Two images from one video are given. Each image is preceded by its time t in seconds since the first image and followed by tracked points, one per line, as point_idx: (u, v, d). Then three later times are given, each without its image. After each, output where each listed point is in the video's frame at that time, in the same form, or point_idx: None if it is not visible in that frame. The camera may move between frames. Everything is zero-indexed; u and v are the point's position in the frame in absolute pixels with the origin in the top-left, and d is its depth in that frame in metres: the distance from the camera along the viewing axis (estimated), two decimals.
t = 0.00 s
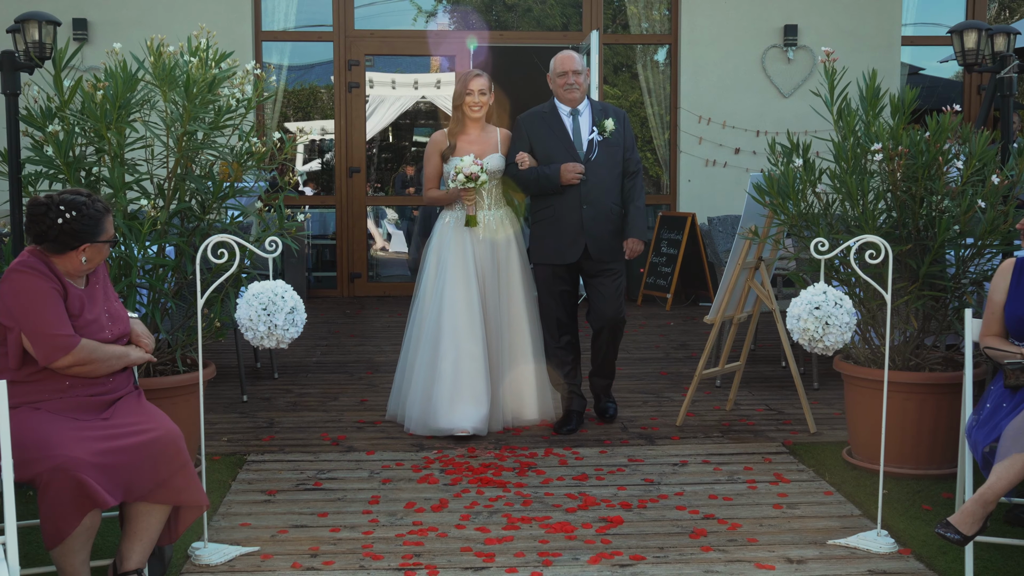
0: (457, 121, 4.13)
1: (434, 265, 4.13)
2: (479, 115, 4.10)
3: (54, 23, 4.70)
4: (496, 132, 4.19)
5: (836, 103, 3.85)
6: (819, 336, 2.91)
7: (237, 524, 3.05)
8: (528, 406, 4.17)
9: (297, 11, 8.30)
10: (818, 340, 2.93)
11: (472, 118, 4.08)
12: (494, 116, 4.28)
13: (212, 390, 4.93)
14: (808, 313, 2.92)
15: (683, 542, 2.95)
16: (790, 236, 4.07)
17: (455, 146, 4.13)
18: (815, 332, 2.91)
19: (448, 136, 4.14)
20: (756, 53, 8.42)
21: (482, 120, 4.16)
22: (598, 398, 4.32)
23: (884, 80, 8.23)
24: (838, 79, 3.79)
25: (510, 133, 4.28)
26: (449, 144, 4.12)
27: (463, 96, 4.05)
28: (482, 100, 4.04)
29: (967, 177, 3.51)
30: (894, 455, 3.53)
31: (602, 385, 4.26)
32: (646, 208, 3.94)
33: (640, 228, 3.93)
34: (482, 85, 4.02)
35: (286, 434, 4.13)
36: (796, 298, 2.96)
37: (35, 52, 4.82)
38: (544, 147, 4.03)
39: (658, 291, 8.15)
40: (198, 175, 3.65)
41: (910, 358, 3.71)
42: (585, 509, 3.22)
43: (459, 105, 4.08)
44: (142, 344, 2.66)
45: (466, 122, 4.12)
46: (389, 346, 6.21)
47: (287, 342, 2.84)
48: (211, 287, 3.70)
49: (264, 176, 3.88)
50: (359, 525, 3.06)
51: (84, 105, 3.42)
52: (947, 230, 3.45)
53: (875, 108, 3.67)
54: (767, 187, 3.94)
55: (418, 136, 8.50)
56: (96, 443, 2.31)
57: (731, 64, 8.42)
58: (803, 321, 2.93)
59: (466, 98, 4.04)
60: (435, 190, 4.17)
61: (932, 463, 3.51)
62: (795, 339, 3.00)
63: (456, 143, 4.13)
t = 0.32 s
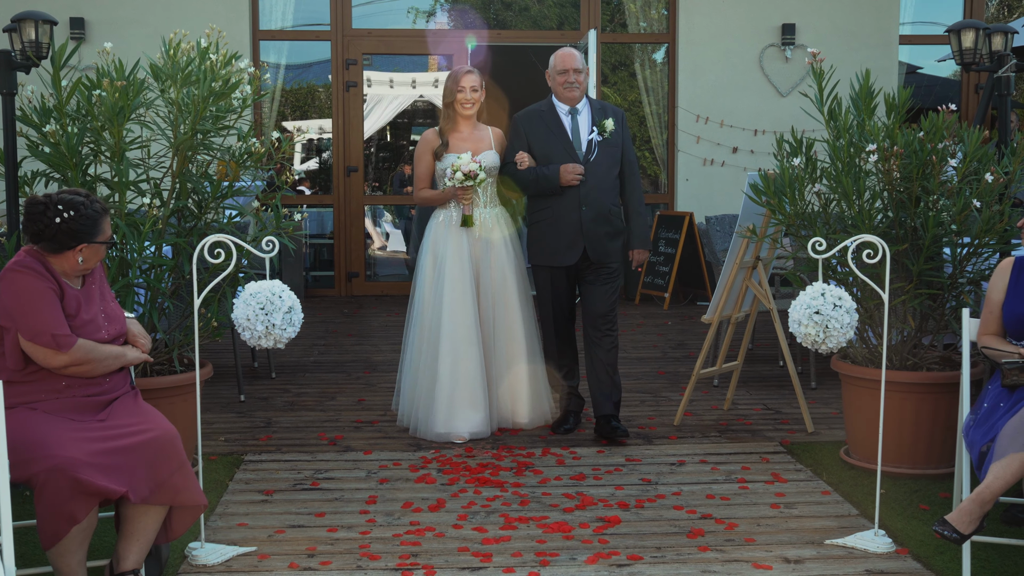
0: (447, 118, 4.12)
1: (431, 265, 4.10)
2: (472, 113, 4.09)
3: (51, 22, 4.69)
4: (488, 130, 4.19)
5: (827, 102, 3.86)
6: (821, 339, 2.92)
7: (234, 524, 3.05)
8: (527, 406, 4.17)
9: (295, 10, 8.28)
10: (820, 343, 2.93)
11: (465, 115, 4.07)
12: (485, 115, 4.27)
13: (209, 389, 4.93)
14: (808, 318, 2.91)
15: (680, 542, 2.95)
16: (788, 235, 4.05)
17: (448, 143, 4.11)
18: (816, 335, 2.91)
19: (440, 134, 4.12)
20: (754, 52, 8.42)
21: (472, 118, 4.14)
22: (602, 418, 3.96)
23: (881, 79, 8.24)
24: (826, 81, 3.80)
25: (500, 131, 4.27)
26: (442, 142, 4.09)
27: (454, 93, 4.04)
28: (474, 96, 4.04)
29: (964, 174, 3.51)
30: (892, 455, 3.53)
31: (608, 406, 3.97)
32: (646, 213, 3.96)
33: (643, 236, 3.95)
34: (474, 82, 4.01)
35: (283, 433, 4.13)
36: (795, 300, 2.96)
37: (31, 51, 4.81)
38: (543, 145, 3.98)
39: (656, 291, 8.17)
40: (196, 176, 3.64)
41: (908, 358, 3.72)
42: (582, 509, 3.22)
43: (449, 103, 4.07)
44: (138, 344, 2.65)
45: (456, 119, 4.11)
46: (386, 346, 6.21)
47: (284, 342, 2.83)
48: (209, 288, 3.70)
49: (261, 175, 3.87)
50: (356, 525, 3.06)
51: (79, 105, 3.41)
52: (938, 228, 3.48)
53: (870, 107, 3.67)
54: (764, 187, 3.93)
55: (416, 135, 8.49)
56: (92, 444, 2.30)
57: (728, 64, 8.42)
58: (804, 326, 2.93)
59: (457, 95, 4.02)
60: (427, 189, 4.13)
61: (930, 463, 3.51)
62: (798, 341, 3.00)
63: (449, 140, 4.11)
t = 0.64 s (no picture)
0: (445, 117, 4.06)
1: (425, 265, 4.02)
2: (469, 110, 4.03)
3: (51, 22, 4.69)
4: (486, 128, 4.13)
5: (822, 102, 3.85)
6: (811, 336, 2.92)
7: (234, 522, 3.05)
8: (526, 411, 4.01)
9: (294, 9, 8.27)
10: (809, 340, 2.94)
11: (462, 113, 4.01)
12: (484, 112, 4.21)
13: (209, 388, 4.94)
14: (801, 312, 2.93)
15: (681, 540, 2.96)
16: (787, 234, 4.07)
17: (444, 142, 4.06)
18: (807, 331, 2.92)
19: (436, 132, 4.07)
20: (753, 51, 8.43)
21: (470, 116, 4.09)
22: (598, 426, 3.88)
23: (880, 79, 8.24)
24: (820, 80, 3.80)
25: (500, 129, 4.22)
26: (438, 140, 4.04)
27: (451, 91, 3.98)
28: (472, 94, 3.97)
29: (963, 173, 3.54)
30: (891, 453, 3.54)
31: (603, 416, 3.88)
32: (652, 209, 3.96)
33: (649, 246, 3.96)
34: (471, 79, 3.95)
35: (284, 432, 4.13)
36: (791, 296, 2.97)
37: (32, 51, 4.82)
38: (551, 145, 3.91)
39: (655, 289, 8.28)
40: (196, 174, 3.64)
41: (907, 356, 3.72)
42: (582, 508, 3.22)
43: (446, 100, 4.02)
44: (139, 343, 2.66)
45: (454, 118, 4.06)
46: (386, 345, 6.21)
47: (287, 341, 2.85)
48: (210, 287, 3.70)
49: (261, 174, 3.87)
50: (357, 523, 3.07)
51: (78, 103, 3.41)
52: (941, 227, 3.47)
53: (867, 106, 3.67)
54: (763, 186, 3.96)
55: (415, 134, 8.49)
56: (94, 442, 2.30)
57: (727, 63, 8.43)
58: (796, 321, 2.94)
59: (455, 92, 3.96)
60: (421, 187, 4.06)
61: (928, 461, 3.52)
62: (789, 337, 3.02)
63: (445, 139, 4.06)
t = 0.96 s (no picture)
0: (443, 117, 3.96)
1: (422, 264, 3.97)
2: (468, 110, 3.93)
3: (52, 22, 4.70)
4: (486, 127, 4.01)
5: (822, 102, 3.86)
6: (816, 335, 2.94)
7: (234, 521, 3.06)
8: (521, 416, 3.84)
9: (293, 8, 8.28)
10: (815, 339, 2.95)
11: (461, 113, 3.91)
12: (484, 110, 4.10)
13: (209, 387, 4.94)
14: (805, 313, 2.93)
15: (679, 538, 2.97)
16: (785, 233, 4.08)
17: (442, 141, 3.96)
18: (812, 331, 2.93)
19: (435, 131, 3.97)
20: (751, 50, 8.44)
21: (470, 115, 3.98)
22: (597, 428, 3.88)
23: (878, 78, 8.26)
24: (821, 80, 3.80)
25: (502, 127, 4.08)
26: (435, 139, 3.94)
27: (449, 91, 3.88)
28: (471, 94, 3.88)
29: (961, 173, 3.52)
30: (889, 451, 3.55)
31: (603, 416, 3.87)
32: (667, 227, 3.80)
33: (658, 247, 3.80)
34: (470, 78, 3.86)
35: (283, 431, 4.14)
36: (792, 296, 2.98)
37: (32, 51, 4.82)
38: (565, 140, 3.85)
39: (653, 289, 8.33)
40: (194, 173, 3.65)
41: (904, 355, 3.73)
42: (581, 506, 3.24)
43: (444, 100, 3.91)
44: (140, 342, 2.66)
45: (453, 117, 3.95)
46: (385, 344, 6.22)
47: (286, 340, 2.86)
48: (210, 286, 3.70)
49: (260, 173, 3.88)
50: (357, 522, 3.08)
51: (78, 104, 3.42)
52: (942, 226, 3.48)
53: (866, 106, 3.69)
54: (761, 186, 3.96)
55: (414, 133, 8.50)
56: (96, 440, 2.31)
57: (726, 62, 8.44)
58: (800, 321, 2.94)
59: (451, 92, 3.87)
60: (420, 187, 4.00)
61: (926, 460, 3.53)
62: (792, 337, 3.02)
63: (442, 139, 3.96)
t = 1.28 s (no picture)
0: (447, 116, 3.95)
1: (421, 266, 3.95)
2: (473, 111, 3.90)
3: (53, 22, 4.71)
4: (491, 129, 3.98)
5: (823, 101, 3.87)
6: (818, 334, 2.95)
7: (235, 519, 3.07)
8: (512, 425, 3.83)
9: (292, 8, 8.29)
10: (816, 339, 2.97)
11: (465, 113, 3.88)
12: (490, 113, 4.07)
13: (208, 386, 4.95)
14: (804, 313, 2.95)
15: (677, 536, 2.98)
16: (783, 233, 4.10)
17: (443, 141, 3.94)
18: (813, 331, 2.95)
19: (437, 131, 3.95)
20: (749, 50, 8.45)
21: (475, 116, 3.96)
22: (596, 427, 3.90)
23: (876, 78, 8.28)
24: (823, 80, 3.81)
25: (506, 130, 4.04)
26: (437, 139, 3.93)
27: (454, 90, 3.87)
28: (475, 94, 3.85)
29: (958, 171, 3.55)
30: (886, 450, 3.56)
31: (604, 409, 3.90)
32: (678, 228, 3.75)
33: (674, 246, 3.74)
34: (475, 78, 3.83)
35: (283, 430, 4.15)
36: (791, 297, 2.98)
37: (33, 51, 4.83)
38: (571, 139, 3.76)
39: (652, 288, 8.37)
40: (195, 173, 3.67)
41: (901, 354, 3.74)
42: (579, 504, 3.25)
43: (449, 100, 3.91)
44: (141, 341, 2.68)
45: (456, 117, 3.94)
46: (384, 343, 6.22)
47: (288, 338, 2.87)
48: (210, 285, 3.71)
49: (261, 172, 3.89)
50: (356, 520, 3.09)
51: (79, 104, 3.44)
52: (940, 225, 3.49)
53: (866, 105, 3.70)
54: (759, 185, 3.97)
55: (413, 133, 8.51)
56: (97, 439, 2.32)
57: (724, 62, 8.45)
58: (800, 322, 2.96)
59: (457, 92, 3.85)
60: (421, 188, 3.99)
61: (923, 458, 3.54)
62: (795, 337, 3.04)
63: (445, 138, 3.95)
